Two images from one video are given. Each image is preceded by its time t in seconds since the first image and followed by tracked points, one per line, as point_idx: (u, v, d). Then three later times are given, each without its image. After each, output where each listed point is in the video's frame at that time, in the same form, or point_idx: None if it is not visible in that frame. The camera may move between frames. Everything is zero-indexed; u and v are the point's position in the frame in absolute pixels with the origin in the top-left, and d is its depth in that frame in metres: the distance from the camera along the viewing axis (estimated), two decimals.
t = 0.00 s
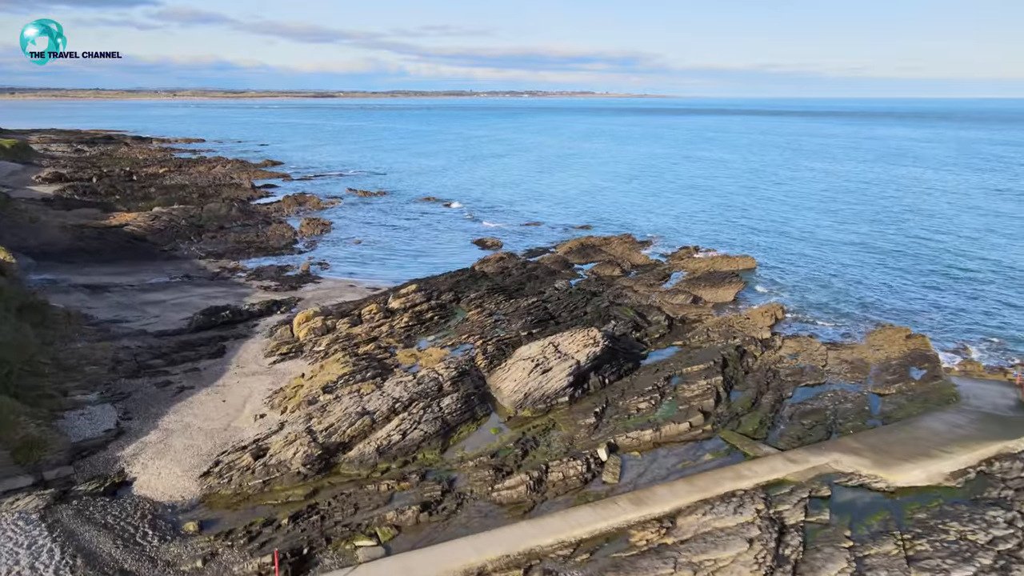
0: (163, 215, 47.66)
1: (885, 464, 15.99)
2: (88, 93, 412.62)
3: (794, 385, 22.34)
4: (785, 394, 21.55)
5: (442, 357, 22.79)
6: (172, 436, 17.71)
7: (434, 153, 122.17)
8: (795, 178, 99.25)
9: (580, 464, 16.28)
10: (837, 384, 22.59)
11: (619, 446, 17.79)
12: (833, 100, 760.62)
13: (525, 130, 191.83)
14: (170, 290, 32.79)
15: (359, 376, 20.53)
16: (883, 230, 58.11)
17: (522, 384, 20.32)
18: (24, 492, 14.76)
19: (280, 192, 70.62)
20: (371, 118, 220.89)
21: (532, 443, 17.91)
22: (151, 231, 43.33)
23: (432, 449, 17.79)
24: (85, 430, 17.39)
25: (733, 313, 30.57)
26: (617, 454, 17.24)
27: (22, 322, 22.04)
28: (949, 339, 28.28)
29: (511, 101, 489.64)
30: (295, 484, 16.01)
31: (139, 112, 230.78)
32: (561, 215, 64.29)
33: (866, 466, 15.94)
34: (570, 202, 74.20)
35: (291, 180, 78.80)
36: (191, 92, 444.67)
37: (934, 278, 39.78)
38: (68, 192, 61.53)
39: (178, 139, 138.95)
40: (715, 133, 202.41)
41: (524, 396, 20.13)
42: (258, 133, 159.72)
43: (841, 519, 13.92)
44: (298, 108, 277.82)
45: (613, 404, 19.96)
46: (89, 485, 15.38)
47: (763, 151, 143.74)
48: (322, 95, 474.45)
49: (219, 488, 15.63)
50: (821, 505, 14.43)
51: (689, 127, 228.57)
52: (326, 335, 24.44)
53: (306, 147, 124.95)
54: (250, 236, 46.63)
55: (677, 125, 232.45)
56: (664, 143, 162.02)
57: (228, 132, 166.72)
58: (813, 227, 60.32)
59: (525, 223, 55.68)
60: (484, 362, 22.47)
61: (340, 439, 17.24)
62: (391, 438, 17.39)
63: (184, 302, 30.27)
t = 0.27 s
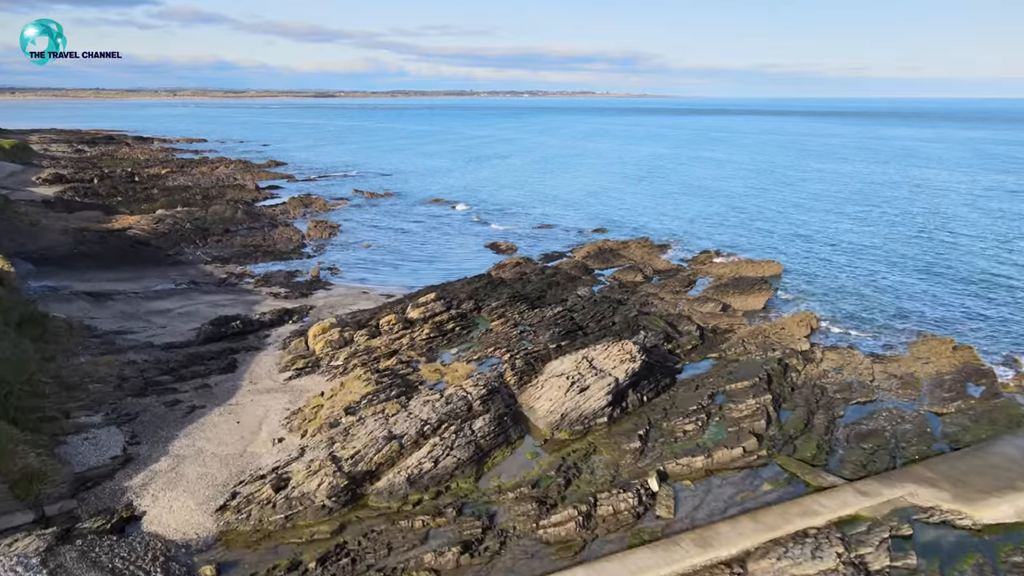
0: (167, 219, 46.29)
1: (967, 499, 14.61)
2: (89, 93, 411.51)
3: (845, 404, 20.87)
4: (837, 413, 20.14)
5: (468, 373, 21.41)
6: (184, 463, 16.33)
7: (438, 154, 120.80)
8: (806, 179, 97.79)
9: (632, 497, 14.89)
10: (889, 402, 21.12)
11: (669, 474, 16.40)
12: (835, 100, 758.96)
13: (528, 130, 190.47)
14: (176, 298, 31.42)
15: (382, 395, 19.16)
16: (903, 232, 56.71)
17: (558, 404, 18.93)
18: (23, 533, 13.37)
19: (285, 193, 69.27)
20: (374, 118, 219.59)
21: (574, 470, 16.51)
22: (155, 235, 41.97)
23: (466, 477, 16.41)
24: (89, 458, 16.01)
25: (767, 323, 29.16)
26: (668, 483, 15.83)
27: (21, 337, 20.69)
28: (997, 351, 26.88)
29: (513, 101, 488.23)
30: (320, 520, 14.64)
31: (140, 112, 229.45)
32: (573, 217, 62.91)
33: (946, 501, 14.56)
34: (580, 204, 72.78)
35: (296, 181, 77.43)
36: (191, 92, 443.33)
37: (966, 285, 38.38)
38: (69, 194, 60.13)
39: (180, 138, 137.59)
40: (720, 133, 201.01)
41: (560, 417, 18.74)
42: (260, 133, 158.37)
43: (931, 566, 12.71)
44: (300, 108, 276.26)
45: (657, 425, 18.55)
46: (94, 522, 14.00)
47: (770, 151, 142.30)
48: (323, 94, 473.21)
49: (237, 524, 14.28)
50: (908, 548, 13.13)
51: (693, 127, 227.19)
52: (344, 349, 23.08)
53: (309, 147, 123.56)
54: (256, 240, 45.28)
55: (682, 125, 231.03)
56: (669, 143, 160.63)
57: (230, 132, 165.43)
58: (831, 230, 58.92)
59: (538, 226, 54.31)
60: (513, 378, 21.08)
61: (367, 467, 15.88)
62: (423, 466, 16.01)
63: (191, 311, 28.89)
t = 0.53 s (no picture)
0: (170, 222, 44.99)
1: None
2: (89, 92, 410.51)
3: (900, 425, 19.45)
4: (895, 436, 18.71)
5: (496, 391, 20.04)
6: (195, 495, 14.97)
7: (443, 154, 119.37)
8: (817, 179, 96.34)
9: (689, 538, 13.55)
10: (947, 424, 19.72)
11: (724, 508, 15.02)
12: (837, 100, 757.40)
13: (532, 130, 189.03)
14: (181, 307, 30.02)
15: (407, 418, 17.77)
16: (925, 235, 55.25)
17: (597, 428, 17.53)
18: None
19: (289, 195, 67.87)
20: (376, 118, 218.31)
21: (621, 504, 15.14)
22: (158, 239, 40.59)
23: (503, 511, 15.02)
24: (90, 491, 14.66)
25: (802, 334, 27.74)
26: (726, 520, 14.43)
27: (16, 354, 19.31)
28: None
29: (515, 101, 486.58)
30: (345, 564, 13.30)
31: (141, 113, 228.05)
32: (584, 219, 61.52)
33: None
34: (590, 206, 71.36)
35: (300, 183, 76.03)
36: (192, 92, 441.88)
37: (999, 291, 36.97)
38: (69, 196, 58.80)
39: (181, 139, 136.15)
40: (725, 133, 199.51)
41: (599, 441, 17.36)
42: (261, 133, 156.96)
43: None
44: (302, 108, 274.70)
45: (705, 451, 17.14)
46: (94, 569, 12.64)
47: (778, 151, 140.84)
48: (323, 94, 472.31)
49: (255, 569, 12.96)
50: None
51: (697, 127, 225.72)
52: (361, 365, 21.68)
53: (311, 147, 122.24)
54: (262, 245, 43.89)
55: (686, 125, 229.54)
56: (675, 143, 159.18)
57: (231, 132, 164.06)
58: (850, 232, 57.50)
59: (550, 229, 52.93)
60: (545, 398, 19.68)
61: (395, 503, 14.53)
62: (456, 500, 14.66)
63: (196, 322, 27.50)
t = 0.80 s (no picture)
0: (171, 225, 43.57)
1: None
2: (89, 92, 408.99)
3: (960, 451, 18.03)
4: (958, 464, 17.28)
5: (524, 413, 18.60)
6: (201, 535, 13.55)
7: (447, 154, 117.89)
8: (828, 180, 94.83)
9: None
10: (1010, 450, 18.33)
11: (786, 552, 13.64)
12: (839, 100, 755.61)
13: (535, 130, 187.56)
14: (183, 316, 28.60)
15: (430, 446, 16.35)
16: (946, 239, 53.81)
17: (638, 457, 16.03)
18: None
19: (293, 197, 66.44)
20: (378, 118, 216.86)
21: (671, 546, 13.73)
22: (158, 244, 39.18)
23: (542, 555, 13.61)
24: (83, 533, 13.24)
25: (838, 346, 26.31)
26: (791, 568, 13.11)
27: (5, 374, 17.90)
28: None
29: (517, 101, 484.52)
30: None
31: (142, 113, 226.68)
32: (595, 221, 60.04)
33: None
34: (600, 207, 69.88)
35: (303, 184, 74.60)
36: (193, 92, 440.46)
37: None
38: (67, 197, 57.36)
39: (182, 139, 134.69)
40: (730, 133, 197.95)
41: (641, 472, 15.92)
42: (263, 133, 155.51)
43: None
44: (304, 108, 273.17)
45: (757, 483, 15.71)
46: None
47: (785, 151, 139.28)
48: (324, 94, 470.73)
49: None
50: None
51: (701, 127, 224.21)
52: (376, 384, 20.23)
53: (313, 147, 120.74)
54: (266, 249, 42.47)
55: (690, 125, 228.02)
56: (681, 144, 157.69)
57: (233, 132, 162.64)
58: (868, 235, 56.06)
59: (562, 231, 51.48)
60: (577, 422, 18.19)
61: (423, 548, 13.12)
62: (490, 544, 13.24)
63: (199, 333, 26.08)
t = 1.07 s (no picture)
0: (170, 229, 42.17)
1: None
2: (90, 91, 407.81)
3: None
4: None
5: (550, 440, 17.13)
6: None
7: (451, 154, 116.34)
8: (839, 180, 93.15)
9: None
10: None
11: None
12: (842, 100, 753.25)
13: (539, 129, 185.96)
14: (181, 328, 27.13)
15: (451, 480, 14.88)
16: (966, 242, 52.30)
17: (681, 493, 14.54)
18: None
19: (295, 199, 64.99)
20: (380, 117, 215.45)
21: None
22: (157, 250, 37.74)
23: None
24: None
25: (875, 360, 24.82)
26: None
27: None
28: None
29: (519, 100, 483.18)
30: None
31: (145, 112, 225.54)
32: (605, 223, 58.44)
33: None
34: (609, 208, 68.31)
35: (306, 185, 73.13)
36: (194, 91, 439.09)
37: None
38: (64, 199, 55.99)
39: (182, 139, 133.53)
40: (735, 133, 196.15)
41: (684, 511, 14.46)
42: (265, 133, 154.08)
43: None
44: (306, 108, 271.85)
45: (813, 523, 14.25)
46: None
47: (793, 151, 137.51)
48: (324, 93, 469.27)
49: None
50: None
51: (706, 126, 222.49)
52: (388, 406, 18.72)
53: (315, 147, 119.34)
54: (269, 255, 41.00)
55: (694, 125, 226.29)
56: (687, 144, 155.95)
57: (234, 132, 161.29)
58: (886, 237, 54.53)
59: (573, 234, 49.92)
60: (608, 451, 16.68)
61: None
62: None
63: (197, 347, 24.61)
